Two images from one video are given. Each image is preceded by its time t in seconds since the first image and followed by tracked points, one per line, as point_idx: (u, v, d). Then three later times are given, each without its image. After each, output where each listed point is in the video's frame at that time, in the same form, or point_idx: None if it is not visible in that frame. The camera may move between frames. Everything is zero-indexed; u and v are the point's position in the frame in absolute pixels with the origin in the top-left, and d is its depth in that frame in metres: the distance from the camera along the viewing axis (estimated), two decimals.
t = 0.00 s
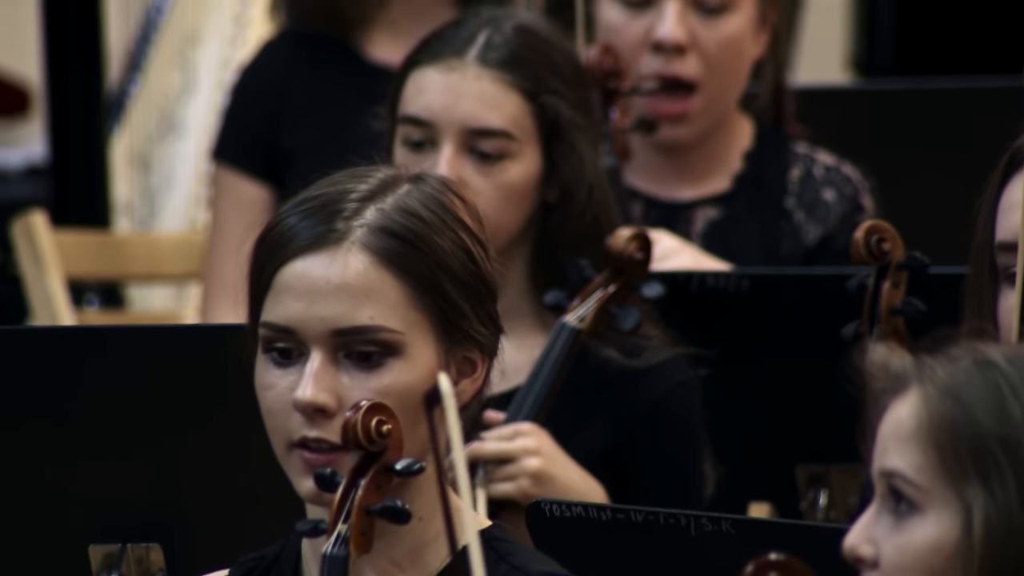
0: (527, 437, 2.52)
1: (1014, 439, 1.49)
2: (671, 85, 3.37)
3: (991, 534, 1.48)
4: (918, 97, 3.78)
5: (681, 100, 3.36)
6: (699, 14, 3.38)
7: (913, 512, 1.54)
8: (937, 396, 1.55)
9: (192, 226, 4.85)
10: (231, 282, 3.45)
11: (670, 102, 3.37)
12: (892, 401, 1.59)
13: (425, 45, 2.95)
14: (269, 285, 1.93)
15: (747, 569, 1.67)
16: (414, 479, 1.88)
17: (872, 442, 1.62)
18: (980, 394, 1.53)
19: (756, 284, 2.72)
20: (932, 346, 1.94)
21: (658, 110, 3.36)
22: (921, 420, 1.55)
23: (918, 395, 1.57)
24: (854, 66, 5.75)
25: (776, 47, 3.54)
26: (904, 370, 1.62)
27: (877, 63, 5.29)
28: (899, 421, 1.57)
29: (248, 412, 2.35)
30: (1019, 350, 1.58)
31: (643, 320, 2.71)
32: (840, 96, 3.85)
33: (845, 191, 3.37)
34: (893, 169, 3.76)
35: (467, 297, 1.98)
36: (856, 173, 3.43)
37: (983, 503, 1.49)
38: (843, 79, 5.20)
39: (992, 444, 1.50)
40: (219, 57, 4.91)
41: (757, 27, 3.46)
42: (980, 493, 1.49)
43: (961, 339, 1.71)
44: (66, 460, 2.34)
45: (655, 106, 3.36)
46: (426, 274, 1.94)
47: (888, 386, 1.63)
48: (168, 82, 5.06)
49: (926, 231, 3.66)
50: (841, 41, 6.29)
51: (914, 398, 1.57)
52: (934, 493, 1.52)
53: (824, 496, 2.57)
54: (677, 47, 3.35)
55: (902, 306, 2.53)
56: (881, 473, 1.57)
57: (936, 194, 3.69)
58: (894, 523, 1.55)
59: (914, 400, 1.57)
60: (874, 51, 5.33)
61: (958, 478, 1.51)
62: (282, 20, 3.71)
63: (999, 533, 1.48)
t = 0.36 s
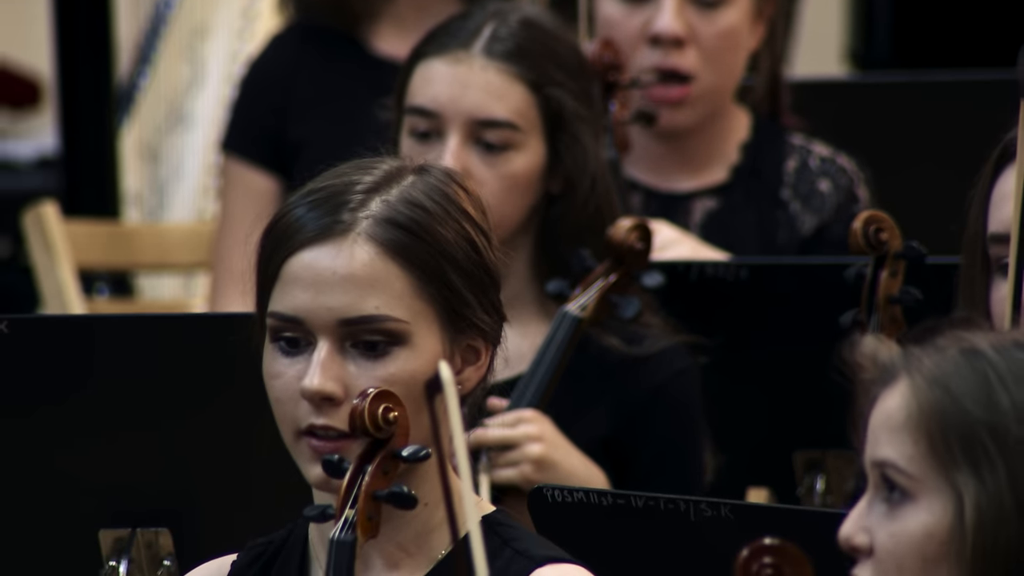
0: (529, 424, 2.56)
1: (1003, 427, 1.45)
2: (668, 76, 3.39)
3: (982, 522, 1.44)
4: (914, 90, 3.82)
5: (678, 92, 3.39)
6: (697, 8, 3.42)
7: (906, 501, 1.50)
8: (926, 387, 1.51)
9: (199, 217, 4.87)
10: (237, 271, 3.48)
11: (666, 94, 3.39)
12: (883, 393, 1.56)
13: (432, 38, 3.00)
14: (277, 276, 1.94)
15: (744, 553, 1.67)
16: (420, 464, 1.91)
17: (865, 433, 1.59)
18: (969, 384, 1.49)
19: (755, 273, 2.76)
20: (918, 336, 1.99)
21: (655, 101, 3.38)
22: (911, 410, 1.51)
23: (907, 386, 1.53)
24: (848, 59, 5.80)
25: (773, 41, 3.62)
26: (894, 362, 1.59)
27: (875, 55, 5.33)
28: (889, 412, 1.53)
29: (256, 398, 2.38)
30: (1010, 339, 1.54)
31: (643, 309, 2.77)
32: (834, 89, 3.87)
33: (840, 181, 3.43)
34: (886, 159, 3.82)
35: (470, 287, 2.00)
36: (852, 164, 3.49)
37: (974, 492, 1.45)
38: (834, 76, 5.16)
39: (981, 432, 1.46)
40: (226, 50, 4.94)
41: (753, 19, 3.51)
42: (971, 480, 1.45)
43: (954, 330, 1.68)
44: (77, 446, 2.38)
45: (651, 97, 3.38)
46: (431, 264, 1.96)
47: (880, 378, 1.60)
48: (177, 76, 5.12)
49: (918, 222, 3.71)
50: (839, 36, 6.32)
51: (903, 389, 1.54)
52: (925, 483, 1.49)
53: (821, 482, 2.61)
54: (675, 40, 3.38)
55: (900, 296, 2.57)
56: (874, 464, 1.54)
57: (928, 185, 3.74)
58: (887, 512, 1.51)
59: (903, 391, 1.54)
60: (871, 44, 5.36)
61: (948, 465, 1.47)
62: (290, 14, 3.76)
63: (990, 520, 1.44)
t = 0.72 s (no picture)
0: (532, 411, 2.62)
1: (989, 418, 1.47)
2: (665, 77, 3.45)
3: (975, 513, 1.46)
4: (906, 85, 3.86)
5: (676, 92, 3.45)
6: (692, 9, 3.48)
7: (900, 497, 1.52)
8: (911, 384, 1.53)
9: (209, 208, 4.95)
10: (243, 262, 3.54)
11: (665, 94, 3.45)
12: (869, 391, 1.58)
13: (434, 35, 3.06)
14: (279, 277, 1.98)
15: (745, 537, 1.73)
16: (424, 452, 1.95)
17: (854, 433, 1.61)
18: (953, 377, 1.51)
19: (751, 264, 2.81)
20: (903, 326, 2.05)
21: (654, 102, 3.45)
22: (898, 406, 1.53)
23: (893, 383, 1.56)
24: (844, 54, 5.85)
25: (770, 38, 3.70)
26: (877, 360, 1.61)
27: (868, 52, 5.23)
28: (876, 409, 1.56)
29: (262, 386, 2.42)
30: (989, 331, 1.57)
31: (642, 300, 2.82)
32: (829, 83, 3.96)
33: (835, 175, 3.48)
34: (879, 154, 3.89)
35: (470, 279, 2.03)
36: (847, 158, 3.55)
37: (966, 483, 1.47)
38: (831, 69, 5.21)
39: (968, 424, 1.48)
40: (234, 45, 5.05)
41: (748, 17, 3.57)
42: (962, 472, 1.47)
43: (931, 325, 1.71)
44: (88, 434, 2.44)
45: (650, 98, 3.45)
46: (430, 260, 1.99)
47: (864, 376, 1.62)
48: (184, 72, 5.14)
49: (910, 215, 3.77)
50: (834, 30, 6.36)
51: (890, 386, 1.56)
52: (917, 478, 1.51)
53: (816, 469, 2.70)
54: (672, 41, 3.43)
55: (897, 285, 2.62)
56: (865, 462, 1.55)
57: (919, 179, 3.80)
58: (883, 509, 1.53)
59: (889, 387, 1.56)
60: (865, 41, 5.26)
61: (938, 459, 1.49)
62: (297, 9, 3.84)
63: (980, 511, 1.46)
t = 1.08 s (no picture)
0: (533, 400, 2.68)
1: (982, 405, 1.51)
2: (666, 74, 3.52)
3: (964, 497, 1.49)
4: (906, 81, 3.92)
5: (676, 89, 3.52)
6: (692, 5, 3.54)
7: (892, 480, 1.55)
8: (907, 370, 1.57)
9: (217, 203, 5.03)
10: (252, 254, 3.60)
11: (666, 90, 3.52)
12: (866, 375, 1.62)
13: (438, 31, 3.12)
14: (282, 271, 2.03)
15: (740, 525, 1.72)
16: (428, 441, 2.01)
17: (849, 416, 1.64)
18: (948, 364, 1.55)
19: (750, 256, 2.87)
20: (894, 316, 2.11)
21: (654, 98, 3.52)
22: (893, 390, 1.57)
23: (890, 368, 1.59)
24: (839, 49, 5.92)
25: (767, 35, 3.74)
26: (875, 347, 1.65)
27: (863, 48, 5.29)
28: (872, 394, 1.59)
29: (264, 378, 2.49)
30: (984, 322, 1.61)
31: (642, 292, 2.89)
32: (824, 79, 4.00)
33: (832, 169, 3.55)
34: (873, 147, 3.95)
35: (469, 272, 2.09)
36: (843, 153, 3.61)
37: (957, 468, 1.50)
38: (827, 64, 5.30)
39: (961, 410, 1.52)
40: (241, 41, 5.13)
41: (747, 15, 3.63)
42: (953, 457, 1.51)
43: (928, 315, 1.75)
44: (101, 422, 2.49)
45: (651, 94, 3.52)
46: (429, 254, 2.05)
47: (862, 362, 1.66)
48: (193, 67, 5.23)
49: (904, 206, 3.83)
50: (830, 24, 6.41)
51: (886, 371, 1.60)
52: (910, 463, 1.54)
53: (812, 455, 2.73)
54: (672, 38, 3.50)
55: (894, 277, 2.68)
56: (860, 445, 1.59)
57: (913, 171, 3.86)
58: (875, 491, 1.56)
59: (885, 373, 1.60)
60: (859, 36, 5.31)
61: (931, 444, 1.52)
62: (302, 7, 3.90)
63: (971, 493, 1.49)
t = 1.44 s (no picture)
0: (535, 390, 2.74)
1: (977, 394, 1.54)
2: (665, 68, 3.57)
3: (959, 484, 1.53)
4: (898, 76, 4.01)
5: (673, 82, 3.57)
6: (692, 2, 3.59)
7: (888, 466, 1.59)
8: (904, 358, 1.61)
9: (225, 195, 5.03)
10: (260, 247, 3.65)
11: (663, 84, 3.57)
12: (864, 363, 1.66)
13: (441, 28, 3.18)
14: (286, 262, 2.09)
15: (738, 512, 1.76)
16: (429, 429, 2.05)
17: (847, 403, 1.68)
18: (944, 353, 1.59)
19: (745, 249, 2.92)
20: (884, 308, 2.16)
21: (653, 91, 3.56)
22: (890, 378, 1.61)
23: (887, 357, 1.63)
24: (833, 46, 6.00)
25: (764, 32, 3.80)
26: (873, 335, 1.69)
27: (858, 45, 5.35)
28: (872, 380, 1.63)
29: (268, 367, 2.54)
30: (983, 310, 1.63)
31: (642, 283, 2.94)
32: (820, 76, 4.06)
33: (827, 164, 3.63)
34: (868, 144, 4.02)
35: (470, 267, 2.13)
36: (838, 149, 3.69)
37: (952, 455, 1.54)
38: (822, 62, 5.37)
39: (956, 399, 1.55)
40: (248, 38, 5.17)
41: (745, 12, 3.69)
42: (948, 445, 1.54)
43: (927, 304, 1.78)
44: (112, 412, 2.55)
45: (650, 87, 3.56)
46: (431, 248, 2.09)
47: (860, 350, 1.69)
48: (202, 64, 5.30)
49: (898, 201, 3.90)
50: (826, 24, 6.46)
51: (883, 359, 1.64)
52: (906, 450, 1.58)
53: (808, 444, 2.78)
54: (671, 33, 3.55)
55: (892, 269, 2.73)
56: (856, 431, 1.63)
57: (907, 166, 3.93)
58: (871, 477, 1.60)
59: (881, 361, 1.64)
60: (854, 34, 5.38)
61: (927, 432, 1.56)
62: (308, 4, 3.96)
63: (966, 482, 1.52)
